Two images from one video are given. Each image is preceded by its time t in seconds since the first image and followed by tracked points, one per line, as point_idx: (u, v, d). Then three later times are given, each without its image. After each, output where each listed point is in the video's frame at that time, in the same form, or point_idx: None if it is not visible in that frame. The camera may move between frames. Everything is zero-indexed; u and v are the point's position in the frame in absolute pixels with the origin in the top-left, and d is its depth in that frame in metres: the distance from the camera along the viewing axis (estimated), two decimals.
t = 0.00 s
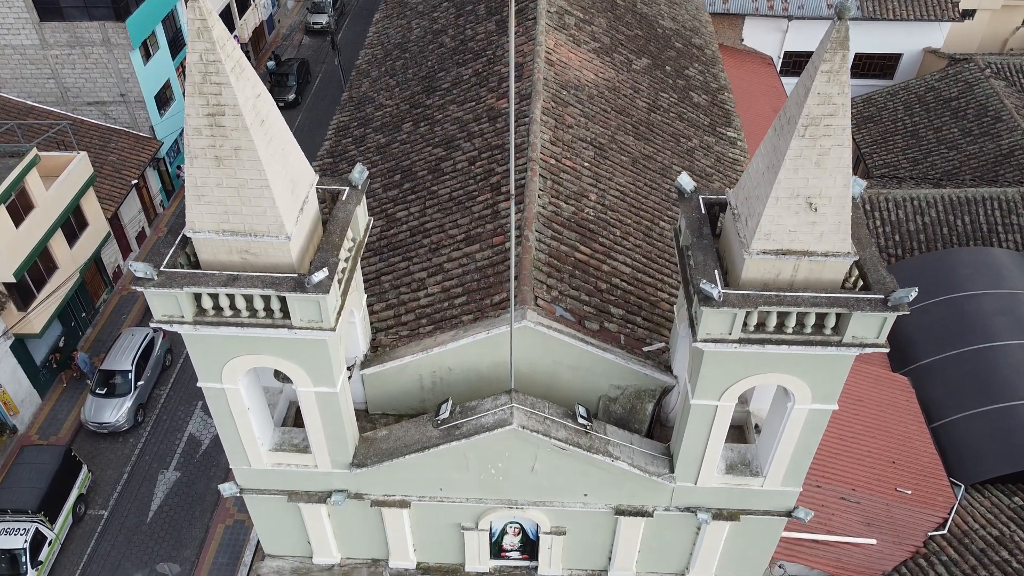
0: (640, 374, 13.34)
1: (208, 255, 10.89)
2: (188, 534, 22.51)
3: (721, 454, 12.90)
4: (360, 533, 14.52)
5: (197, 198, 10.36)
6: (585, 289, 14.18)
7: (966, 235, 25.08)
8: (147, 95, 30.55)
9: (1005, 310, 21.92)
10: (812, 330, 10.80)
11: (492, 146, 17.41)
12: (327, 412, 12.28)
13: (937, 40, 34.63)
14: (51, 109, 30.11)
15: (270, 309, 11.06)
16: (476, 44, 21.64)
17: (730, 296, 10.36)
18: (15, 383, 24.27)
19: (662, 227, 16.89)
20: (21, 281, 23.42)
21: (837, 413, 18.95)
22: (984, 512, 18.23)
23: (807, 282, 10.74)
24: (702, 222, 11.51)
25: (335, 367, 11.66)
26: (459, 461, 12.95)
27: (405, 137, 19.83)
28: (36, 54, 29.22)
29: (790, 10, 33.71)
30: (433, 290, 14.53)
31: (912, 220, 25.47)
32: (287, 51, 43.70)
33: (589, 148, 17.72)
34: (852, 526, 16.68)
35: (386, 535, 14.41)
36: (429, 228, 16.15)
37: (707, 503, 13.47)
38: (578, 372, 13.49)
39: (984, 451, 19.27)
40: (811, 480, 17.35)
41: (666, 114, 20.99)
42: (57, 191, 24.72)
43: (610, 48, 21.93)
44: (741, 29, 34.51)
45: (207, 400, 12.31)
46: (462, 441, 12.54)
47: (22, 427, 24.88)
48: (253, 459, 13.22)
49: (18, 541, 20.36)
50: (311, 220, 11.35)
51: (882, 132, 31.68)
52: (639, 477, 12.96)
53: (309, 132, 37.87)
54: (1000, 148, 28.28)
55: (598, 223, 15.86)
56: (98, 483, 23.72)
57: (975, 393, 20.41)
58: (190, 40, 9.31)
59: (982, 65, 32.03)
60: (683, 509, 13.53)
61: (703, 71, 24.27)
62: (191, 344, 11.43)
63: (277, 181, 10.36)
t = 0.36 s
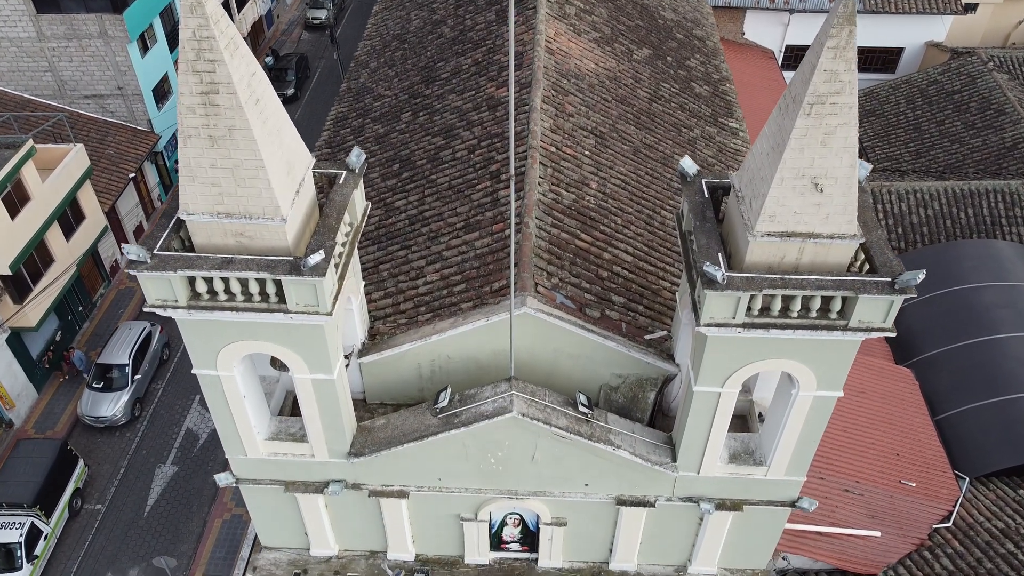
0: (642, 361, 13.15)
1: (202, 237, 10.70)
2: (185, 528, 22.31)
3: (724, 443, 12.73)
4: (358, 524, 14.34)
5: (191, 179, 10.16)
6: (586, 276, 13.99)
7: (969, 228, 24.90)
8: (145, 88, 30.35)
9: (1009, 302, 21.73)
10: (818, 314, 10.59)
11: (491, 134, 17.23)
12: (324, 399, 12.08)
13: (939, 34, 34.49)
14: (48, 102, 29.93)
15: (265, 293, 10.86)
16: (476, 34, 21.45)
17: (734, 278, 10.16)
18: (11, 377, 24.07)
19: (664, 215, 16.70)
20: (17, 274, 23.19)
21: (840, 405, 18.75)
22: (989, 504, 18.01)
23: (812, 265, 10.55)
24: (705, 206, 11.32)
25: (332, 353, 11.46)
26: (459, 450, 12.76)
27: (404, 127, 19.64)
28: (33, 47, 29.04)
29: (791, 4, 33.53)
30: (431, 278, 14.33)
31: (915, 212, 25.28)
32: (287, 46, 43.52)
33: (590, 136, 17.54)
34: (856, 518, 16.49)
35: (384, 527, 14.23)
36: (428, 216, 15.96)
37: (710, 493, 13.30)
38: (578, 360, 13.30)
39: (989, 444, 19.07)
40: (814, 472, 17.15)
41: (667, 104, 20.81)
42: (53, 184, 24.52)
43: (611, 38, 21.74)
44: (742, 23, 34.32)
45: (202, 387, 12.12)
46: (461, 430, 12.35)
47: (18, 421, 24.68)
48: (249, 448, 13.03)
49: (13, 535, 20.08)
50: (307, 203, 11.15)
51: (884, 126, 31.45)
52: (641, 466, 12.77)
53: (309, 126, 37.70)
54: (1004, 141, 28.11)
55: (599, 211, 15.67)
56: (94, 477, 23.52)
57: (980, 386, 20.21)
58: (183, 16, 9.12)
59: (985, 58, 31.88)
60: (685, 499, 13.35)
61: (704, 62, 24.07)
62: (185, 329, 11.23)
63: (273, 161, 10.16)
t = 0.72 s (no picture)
0: (644, 348, 12.94)
1: (196, 218, 10.49)
2: (182, 522, 22.10)
3: (728, 430, 12.52)
4: (355, 514, 14.12)
5: (184, 157, 9.96)
6: (588, 262, 13.78)
7: (973, 219, 24.69)
8: (142, 80, 30.15)
9: (1014, 293, 21.51)
10: (824, 296, 10.38)
11: (491, 121, 17.02)
12: (321, 385, 11.87)
13: (941, 27, 34.33)
14: (45, 95, 29.72)
15: (260, 275, 10.65)
16: (475, 23, 21.22)
17: (739, 259, 9.95)
18: (7, 370, 23.87)
19: (666, 203, 16.49)
20: (12, 266, 22.95)
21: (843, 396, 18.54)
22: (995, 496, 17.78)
23: (818, 246, 10.34)
24: (709, 187, 11.11)
25: (329, 337, 11.24)
26: (458, 437, 12.55)
27: (403, 115, 19.42)
28: (29, 39, 28.83)
29: None
30: (430, 265, 14.12)
31: (919, 204, 25.07)
32: (285, 41, 43.31)
33: (591, 123, 17.32)
34: (861, 509, 16.27)
35: (383, 517, 14.03)
36: (427, 203, 15.74)
37: (713, 482, 13.10)
38: (580, 347, 13.09)
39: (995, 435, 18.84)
40: (818, 463, 16.94)
41: (669, 93, 20.59)
42: (49, 175, 24.29)
43: (612, 27, 21.53)
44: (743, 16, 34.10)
45: (197, 373, 11.91)
46: (460, 416, 12.14)
47: (14, 415, 24.47)
48: (245, 436, 12.81)
49: (8, 529, 19.86)
50: (303, 184, 10.94)
51: (887, 118, 31.18)
52: (643, 454, 12.56)
53: (308, 121, 37.53)
54: (1007, 133, 27.90)
55: (600, 198, 15.46)
56: (90, 471, 23.31)
57: (985, 377, 19.98)
58: None
59: (988, 51, 31.72)
60: (688, 488, 13.14)
61: (706, 52, 23.86)
62: (178, 313, 11.01)
63: (267, 139, 9.95)
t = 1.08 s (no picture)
0: (652, 334, 12.72)
1: (196, 197, 10.27)
2: (183, 515, 21.89)
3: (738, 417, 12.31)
4: (359, 503, 13.92)
5: (184, 134, 9.74)
6: (594, 247, 13.56)
7: (980, 211, 24.46)
8: (142, 73, 29.94)
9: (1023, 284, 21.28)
10: (838, 277, 10.15)
11: (495, 107, 16.81)
12: (324, 370, 11.66)
13: (946, 20, 34.09)
14: (44, 87, 29.51)
15: (262, 256, 10.44)
16: (479, 11, 20.99)
17: (751, 238, 9.73)
18: (6, 363, 23.65)
19: (673, 190, 16.27)
20: (11, 257, 22.72)
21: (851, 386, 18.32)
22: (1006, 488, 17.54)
23: (832, 226, 10.11)
24: (720, 167, 10.89)
25: (332, 320, 11.03)
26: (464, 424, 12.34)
27: (406, 103, 19.20)
28: (28, 30, 28.60)
29: None
30: (435, 250, 13.90)
31: (925, 195, 24.83)
32: (286, 35, 43.06)
33: (596, 110, 17.10)
34: (870, 500, 16.04)
35: (386, 506, 13.83)
36: (431, 190, 15.53)
37: (722, 470, 12.89)
38: (586, 333, 12.88)
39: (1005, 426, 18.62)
40: (827, 454, 16.72)
41: (674, 82, 20.35)
42: (48, 166, 24.07)
43: (617, 15, 21.31)
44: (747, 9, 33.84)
45: (198, 358, 11.69)
46: (466, 402, 11.93)
47: (13, 408, 24.25)
48: (247, 423, 12.60)
49: (7, 522, 19.67)
50: (306, 164, 10.72)
51: (892, 111, 30.97)
52: (651, 441, 12.35)
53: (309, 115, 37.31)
54: (1014, 125, 27.66)
55: (606, 183, 15.24)
56: (90, 464, 23.10)
57: (994, 368, 19.75)
58: None
59: (994, 43, 31.48)
60: (697, 477, 12.93)
61: (711, 42, 23.63)
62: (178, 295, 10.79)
63: (270, 116, 9.74)
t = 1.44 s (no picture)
0: (658, 319, 12.51)
1: (194, 175, 10.05)
2: (182, 508, 21.69)
3: (746, 404, 12.09)
4: (359, 491, 13.70)
5: (182, 110, 9.52)
6: (599, 232, 13.35)
7: (987, 202, 24.23)
8: (142, 64, 29.72)
9: None
10: (850, 257, 9.93)
11: (498, 93, 16.59)
12: (324, 354, 11.45)
13: (951, 12, 33.87)
14: (43, 78, 29.29)
15: (262, 236, 10.22)
16: None
17: (762, 217, 9.52)
18: (4, 355, 23.43)
19: (678, 177, 16.04)
20: (9, 248, 22.51)
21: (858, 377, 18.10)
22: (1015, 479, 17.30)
23: (844, 205, 9.89)
24: (728, 146, 10.67)
25: (332, 302, 10.81)
26: (467, 410, 12.13)
27: (407, 91, 18.98)
28: (27, 21, 28.37)
29: None
30: (437, 235, 13.69)
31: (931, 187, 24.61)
32: (286, 29, 42.84)
33: (601, 96, 16.88)
34: (878, 491, 15.81)
35: (387, 495, 13.61)
36: (433, 175, 15.31)
37: (730, 458, 12.68)
38: (591, 318, 12.67)
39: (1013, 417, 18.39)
40: (834, 444, 16.50)
41: (679, 70, 20.12)
42: (47, 157, 23.86)
43: (620, 3, 21.09)
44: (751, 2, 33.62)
45: (196, 343, 11.47)
46: (469, 387, 11.71)
47: (11, 400, 24.03)
48: (246, 410, 12.39)
49: (4, 514, 19.46)
50: (306, 143, 10.51)
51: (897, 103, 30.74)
52: (658, 427, 12.14)
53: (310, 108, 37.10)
54: (1021, 117, 27.42)
55: (611, 169, 15.02)
56: (88, 457, 22.89)
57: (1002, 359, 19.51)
58: None
59: (999, 35, 31.25)
60: (704, 465, 12.71)
61: (716, 31, 23.40)
62: (176, 277, 10.57)
63: (270, 92, 9.52)
